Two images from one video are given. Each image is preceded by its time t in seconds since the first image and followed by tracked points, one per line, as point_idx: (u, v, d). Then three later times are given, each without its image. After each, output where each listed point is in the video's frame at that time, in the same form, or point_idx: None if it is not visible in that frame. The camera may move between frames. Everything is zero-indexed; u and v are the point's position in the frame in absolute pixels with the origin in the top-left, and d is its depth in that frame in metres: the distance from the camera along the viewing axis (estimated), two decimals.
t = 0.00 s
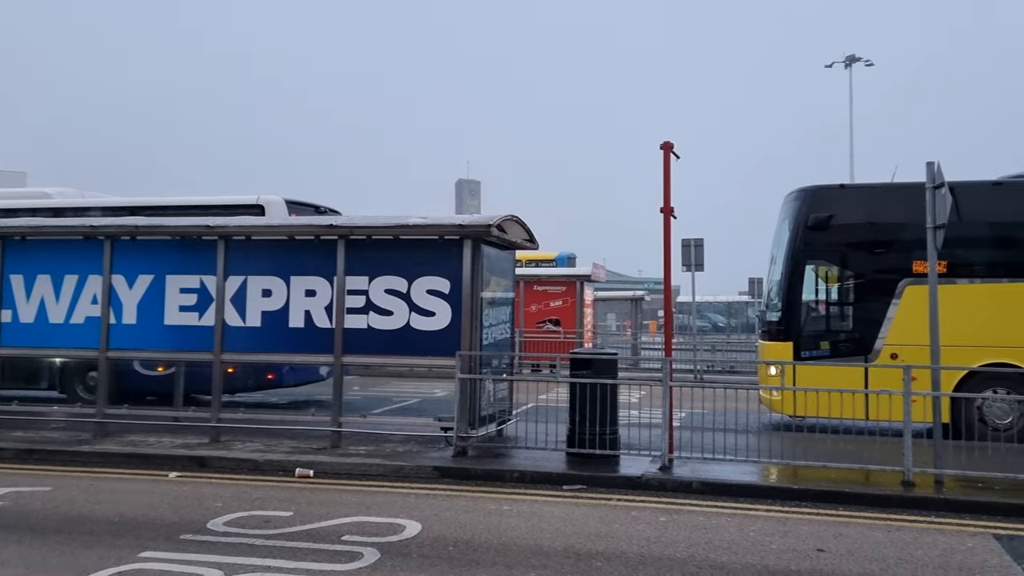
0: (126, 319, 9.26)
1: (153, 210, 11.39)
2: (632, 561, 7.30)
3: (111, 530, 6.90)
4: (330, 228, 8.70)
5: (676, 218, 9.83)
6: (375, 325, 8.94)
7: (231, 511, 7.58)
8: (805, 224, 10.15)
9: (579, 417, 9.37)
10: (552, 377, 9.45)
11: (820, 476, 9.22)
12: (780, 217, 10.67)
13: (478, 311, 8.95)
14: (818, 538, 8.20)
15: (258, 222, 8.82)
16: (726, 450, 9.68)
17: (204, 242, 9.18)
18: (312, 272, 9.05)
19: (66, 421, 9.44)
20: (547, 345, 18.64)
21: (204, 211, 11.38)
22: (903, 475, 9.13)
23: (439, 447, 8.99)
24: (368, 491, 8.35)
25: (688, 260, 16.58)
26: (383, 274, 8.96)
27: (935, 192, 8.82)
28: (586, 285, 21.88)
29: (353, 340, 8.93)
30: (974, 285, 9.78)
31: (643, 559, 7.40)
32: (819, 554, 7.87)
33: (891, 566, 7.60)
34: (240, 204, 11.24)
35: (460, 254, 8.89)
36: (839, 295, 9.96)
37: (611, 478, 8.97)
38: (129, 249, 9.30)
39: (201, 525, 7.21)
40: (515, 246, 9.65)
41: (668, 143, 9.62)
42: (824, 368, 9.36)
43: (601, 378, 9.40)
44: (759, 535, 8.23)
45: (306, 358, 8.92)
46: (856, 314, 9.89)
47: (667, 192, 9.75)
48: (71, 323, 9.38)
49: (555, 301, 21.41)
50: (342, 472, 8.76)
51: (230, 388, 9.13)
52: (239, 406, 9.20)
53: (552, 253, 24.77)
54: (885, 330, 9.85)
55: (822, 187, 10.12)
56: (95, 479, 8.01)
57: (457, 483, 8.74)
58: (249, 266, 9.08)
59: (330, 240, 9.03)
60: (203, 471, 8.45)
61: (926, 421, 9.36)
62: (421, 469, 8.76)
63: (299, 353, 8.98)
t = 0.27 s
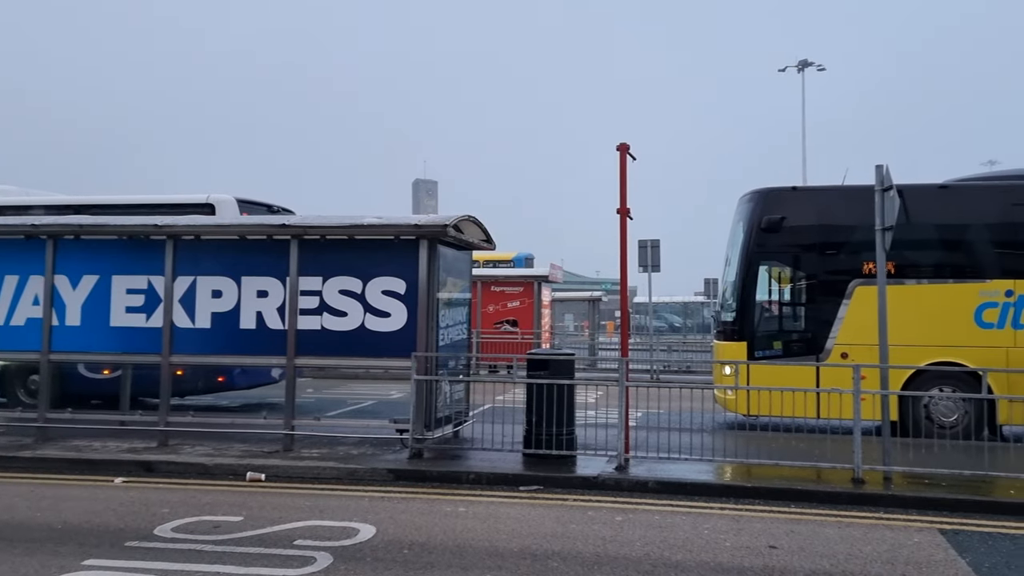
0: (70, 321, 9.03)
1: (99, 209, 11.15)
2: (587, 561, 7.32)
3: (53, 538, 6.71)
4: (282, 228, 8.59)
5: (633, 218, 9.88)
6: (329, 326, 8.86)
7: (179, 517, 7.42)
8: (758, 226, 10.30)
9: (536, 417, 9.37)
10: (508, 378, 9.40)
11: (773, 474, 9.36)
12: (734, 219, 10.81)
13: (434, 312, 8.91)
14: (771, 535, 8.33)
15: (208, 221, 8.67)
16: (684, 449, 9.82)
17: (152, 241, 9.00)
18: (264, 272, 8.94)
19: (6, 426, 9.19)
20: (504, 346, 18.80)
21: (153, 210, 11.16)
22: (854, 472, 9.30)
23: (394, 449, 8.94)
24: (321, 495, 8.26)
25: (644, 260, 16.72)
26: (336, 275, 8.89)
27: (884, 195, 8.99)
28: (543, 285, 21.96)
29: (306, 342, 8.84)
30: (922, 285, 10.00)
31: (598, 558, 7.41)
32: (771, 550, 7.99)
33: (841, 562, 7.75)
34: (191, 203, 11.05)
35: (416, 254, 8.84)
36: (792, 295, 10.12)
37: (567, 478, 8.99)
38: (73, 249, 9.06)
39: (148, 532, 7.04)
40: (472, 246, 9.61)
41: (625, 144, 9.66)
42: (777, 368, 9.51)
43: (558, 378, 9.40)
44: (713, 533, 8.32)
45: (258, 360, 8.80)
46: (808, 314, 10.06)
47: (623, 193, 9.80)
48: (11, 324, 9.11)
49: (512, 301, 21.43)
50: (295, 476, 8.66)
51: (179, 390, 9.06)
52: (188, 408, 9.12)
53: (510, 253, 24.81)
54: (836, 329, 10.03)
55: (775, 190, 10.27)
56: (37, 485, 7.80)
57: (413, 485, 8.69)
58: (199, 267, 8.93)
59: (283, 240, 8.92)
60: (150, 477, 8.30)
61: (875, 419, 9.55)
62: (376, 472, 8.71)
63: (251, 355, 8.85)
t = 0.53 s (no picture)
0: (6, 323, 8.84)
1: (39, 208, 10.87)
2: (539, 562, 7.32)
3: None
4: (230, 227, 8.46)
5: (586, 219, 9.91)
6: (277, 327, 8.83)
7: (121, 523, 7.21)
8: (710, 228, 10.42)
9: (489, 418, 9.37)
10: (461, 379, 9.37)
11: (722, 472, 9.50)
12: (686, 221, 10.93)
13: (386, 312, 8.86)
14: (721, 533, 8.43)
15: (153, 220, 8.50)
16: (635, 449, 9.89)
17: (93, 241, 8.81)
18: (210, 273, 8.82)
19: None
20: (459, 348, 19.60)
21: (95, 209, 10.92)
22: (801, 470, 9.47)
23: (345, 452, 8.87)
24: (269, 499, 8.13)
25: (598, 261, 16.84)
26: (284, 276, 8.85)
27: (830, 198, 9.17)
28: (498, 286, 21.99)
29: (254, 343, 8.75)
30: (867, 286, 10.24)
31: (551, 559, 7.42)
32: (721, 548, 8.10)
33: (788, 558, 7.88)
34: (136, 202, 10.84)
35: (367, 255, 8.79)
36: (742, 296, 10.27)
37: (520, 479, 9.01)
38: (10, 249, 8.89)
39: (88, 539, 6.83)
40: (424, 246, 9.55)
41: (578, 144, 9.68)
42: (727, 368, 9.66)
43: (511, 379, 9.41)
44: (664, 532, 8.39)
45: (204, 361, 8.68)
46: (757, 314, 10.22)
47: (577, 194, 9.82)
48: None
49: (465, 301, 21.37)
50: (243, 480, 8.52)
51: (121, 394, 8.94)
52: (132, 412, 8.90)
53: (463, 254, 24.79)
54: (785, 329, 10.22)
55: (726, 192, 10.41)
56: None
57: (363, 488, 8.62)
58: (143, 266, 8.78)
59: (231, 239, 8.80)
60: (91, 482, 8.09)
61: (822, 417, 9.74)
62: (325, 475, 8.62)
63: (196, 356, 8.72)
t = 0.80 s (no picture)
0: None
1: None
2: (489, 563, 7.27)
3: None
4: (174, 225, 8.30)
5: (539, 220, 9.91)
6: (222, 328, 8.66)
7: (56, 530, 6.97)
8: (661, 229, 10.51)
9: (440, 419, 9.33)
10: (412, 380, 9.32)
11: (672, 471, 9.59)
12: (639, 222, 11.00)
13: (335, 313, 8.76)
14: (670, 532, 8.50)
15: (93, 217, 8.30)
16: (586, 449, 9.91)
17: (29, 239, 8.59)
18: (153, 272, 8.65)
19: None
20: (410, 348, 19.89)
21: (33, 207, 10.63)
22: (749, 468, 9.61)
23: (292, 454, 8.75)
24: (214, 503, 7.96)
25: (551, 262, 16.90)
26: (230, 275, 8.69)
27: (777, 200, 9.32)
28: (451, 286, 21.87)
29: (198, 344, 8.59)
30: (813, 287, 10.43)
31: (501, 560, 7.37)
32: (670, 547, 8.16)
33: (736, 555, 7.98)
34: (76, 200, 10.58)
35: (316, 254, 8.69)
36: (693, 297, 10.38)
37: (471, 480, 8.97)
38: None
39: (20, 547, 6.60)
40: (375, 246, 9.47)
41: (531, 144, 9.69)
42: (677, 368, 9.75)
43: (463, 379, 9.39)
44: (614, 531, 8.42)
45: (146, 362, 8.51)
46: (708, 314, 10.34)
47: (529, 194, 9.82)
48: None
49: (418, 301, 21.24)
50: (185, 484, 8.35)
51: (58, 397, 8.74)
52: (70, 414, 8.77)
53: (415, 254, 24.77)
54: (734, 330, 10.35)
55: (677, 194, 10.51)
56: None
57: (311, 491, 8.51)
58: (81, 265, 8.58)
59: (175, 238, 8.63)
60: (25, 488, 7.84)
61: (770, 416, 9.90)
62: (271, 478, 8.48)
63: (137, 357, 8.55)
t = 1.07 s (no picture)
0: None
1: None
2: (434, 564, 7.21)
3: None
4: (111, 222, 8.12)
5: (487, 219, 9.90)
6: (161, 327, 8.49)
7: None
8: (611, 230, 10.57)
9: (386, 420, 9.25)
10: (358, 380, 9.23)
11: (620, 470, 9.64)
12: (589, 222, 11.05)
13: (279, 312, 8.64)
14: (617, 530, 8.54)
15: (26, 213, 8.09)
16: (535, 449, 9.94)
17: None
18: (89, 270, 8.47)
19: None
20: (355, 348, 20.04)
21: None
22: (694, 466, 9.72)
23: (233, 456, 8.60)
24: (151, 507, 7.77)
25: (501, 261, 16.91)
26: (170, 274, 8.54)
27: (724, 203, 9.44)
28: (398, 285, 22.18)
29: (136, 344, 8.41)
30: (758, 288, 10.60)
31: (446, 562, 7.31)
32: (616, 545, 8.19)
33: (681, 553, 8.06)
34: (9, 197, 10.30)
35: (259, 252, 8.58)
36: (642, 297, 10.46)
37: (417, 482, 8.92)
38: None
39: None
40: (320, 244, 9.38)
41: (480, 144, 9.68)
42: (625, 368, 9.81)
43: (410, 380, 9.32)
44: (561, 531, 8.43)
45: (80, 363, 8.32)
46: (656, 315, 10.43)
47: (479, 194, 9.80)
48: None
49: (365, 301, 21.48)
50: (121, 488, 8.14)
51: None
52: None
53: (362, 254, 24.84)
54: (681, 330, 10.45)
55: (626, 195, 10.59)
56: None
57: (252, 494, 8.36)
58: (14, 263, 8.38)
59: (113, 235, 8.44)
60: None
61: (715, 415, 10.03)
62: (212, 480, 8.32)
63: (71, 357, 8.35)
